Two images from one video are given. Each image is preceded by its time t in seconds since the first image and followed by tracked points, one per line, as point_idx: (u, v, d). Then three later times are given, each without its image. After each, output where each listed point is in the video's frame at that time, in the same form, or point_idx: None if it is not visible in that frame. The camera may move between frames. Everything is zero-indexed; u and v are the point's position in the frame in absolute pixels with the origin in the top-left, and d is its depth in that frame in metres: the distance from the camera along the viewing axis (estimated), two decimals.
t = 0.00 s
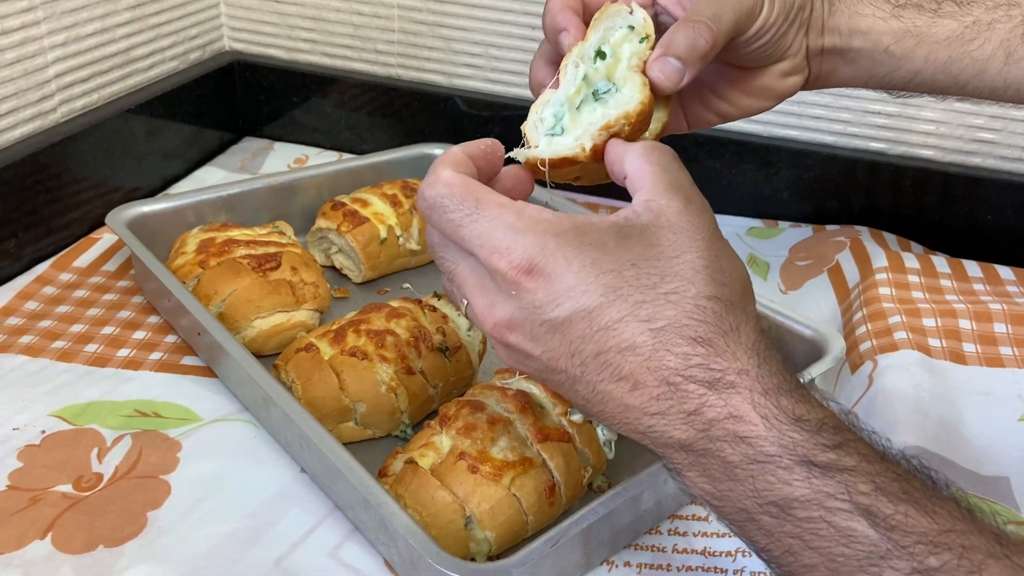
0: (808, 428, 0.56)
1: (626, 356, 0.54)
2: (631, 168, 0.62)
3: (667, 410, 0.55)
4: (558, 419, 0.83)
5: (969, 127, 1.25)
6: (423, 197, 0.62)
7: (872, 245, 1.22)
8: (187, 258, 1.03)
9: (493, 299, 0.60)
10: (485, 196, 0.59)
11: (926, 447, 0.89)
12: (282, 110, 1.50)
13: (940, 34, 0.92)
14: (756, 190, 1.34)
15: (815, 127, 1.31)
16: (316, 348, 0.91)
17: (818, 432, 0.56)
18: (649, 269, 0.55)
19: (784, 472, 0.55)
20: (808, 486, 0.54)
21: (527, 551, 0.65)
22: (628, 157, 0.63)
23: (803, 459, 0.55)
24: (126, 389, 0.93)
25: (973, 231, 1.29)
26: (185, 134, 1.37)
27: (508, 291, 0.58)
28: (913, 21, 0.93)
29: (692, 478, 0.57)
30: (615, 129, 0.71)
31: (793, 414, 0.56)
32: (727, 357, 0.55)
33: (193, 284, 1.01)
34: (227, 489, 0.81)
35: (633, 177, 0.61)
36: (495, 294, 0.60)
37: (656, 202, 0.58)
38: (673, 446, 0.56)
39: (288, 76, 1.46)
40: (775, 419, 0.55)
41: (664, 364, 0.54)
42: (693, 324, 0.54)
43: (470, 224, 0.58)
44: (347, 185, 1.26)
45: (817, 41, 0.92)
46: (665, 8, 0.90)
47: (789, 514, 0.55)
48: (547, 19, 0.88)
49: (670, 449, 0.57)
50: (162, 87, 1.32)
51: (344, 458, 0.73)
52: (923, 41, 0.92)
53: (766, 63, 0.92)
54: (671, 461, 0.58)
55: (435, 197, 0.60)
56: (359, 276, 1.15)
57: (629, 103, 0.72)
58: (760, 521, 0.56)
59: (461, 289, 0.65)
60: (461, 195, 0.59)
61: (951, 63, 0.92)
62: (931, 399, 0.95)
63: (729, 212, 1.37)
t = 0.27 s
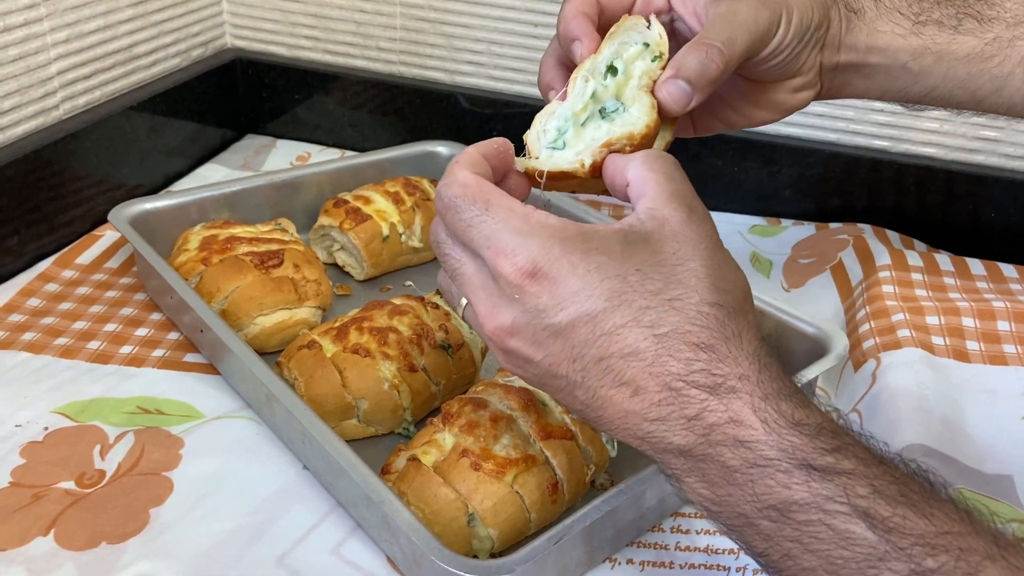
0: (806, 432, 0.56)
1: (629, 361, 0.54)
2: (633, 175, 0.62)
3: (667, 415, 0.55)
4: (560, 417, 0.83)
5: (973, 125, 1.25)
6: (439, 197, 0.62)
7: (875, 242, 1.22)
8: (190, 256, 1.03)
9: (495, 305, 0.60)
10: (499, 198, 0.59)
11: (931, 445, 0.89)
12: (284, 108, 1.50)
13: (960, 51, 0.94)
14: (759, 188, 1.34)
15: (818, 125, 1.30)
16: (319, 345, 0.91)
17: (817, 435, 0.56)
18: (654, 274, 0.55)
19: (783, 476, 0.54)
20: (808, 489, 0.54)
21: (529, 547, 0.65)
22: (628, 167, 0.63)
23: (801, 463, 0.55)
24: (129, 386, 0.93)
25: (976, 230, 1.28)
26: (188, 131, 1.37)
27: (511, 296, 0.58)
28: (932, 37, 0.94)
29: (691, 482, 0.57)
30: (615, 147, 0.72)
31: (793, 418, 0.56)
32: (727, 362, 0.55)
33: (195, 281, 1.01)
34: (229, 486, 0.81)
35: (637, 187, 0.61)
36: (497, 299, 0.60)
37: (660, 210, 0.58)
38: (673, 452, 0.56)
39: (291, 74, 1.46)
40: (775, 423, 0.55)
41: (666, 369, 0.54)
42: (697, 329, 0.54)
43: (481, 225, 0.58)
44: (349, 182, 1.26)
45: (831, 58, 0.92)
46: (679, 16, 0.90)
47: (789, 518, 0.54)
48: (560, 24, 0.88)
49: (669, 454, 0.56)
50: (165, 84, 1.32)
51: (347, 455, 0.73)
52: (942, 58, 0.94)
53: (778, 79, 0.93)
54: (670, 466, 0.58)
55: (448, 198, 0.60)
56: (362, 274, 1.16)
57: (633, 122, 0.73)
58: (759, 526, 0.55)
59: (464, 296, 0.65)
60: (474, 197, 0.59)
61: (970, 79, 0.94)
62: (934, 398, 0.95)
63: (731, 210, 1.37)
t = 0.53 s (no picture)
0: (799, 431, 0.56)
1: (632, 364, 0.54)
2: (650, 179, 0.62)
3: (665, 418, 0.54)
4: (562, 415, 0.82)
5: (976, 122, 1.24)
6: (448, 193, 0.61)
7: (878, 240, 1.22)
8: (191, 253, 1.02)
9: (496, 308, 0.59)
10: (510, 197, 0.59)
11: (933, 444, 0.89)
12: (286, 105, 1.50)
13: (973, 66, 0.94)
14: (762, 185, 1.34)
15: (821, 122, 1.30)
16: (320, 343, 0.90)
17: (810, 434, 0.56)
18: (657, 281, 0.55)
19: (777, 474, 0.54)
20: (801, 487, 0.54)
21: (530, 546, 0.65)
22: (644, 171, 0.63)
23: (794, 461, 0.54)
24: (131, 383, 0.93)
25: (979, 228, 1.28)
26: (189, 128, 1.37)
27: (516, 295, 0.57)
28: (946, 52, 0.94)
29: (684, 485, 0.56)
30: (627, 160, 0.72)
31: (787, 418, 0.56)
32: (726, 367, 0.55)
33: (197, 279, 1.01)
34: (229, 484, 0.81)
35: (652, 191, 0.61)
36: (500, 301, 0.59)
37: (673, 216, 0.58)
38: (668, 453, 0.56)
39: (293, 71, 1.46)
40: (770, 424, 0.55)
41: (667, 372, 0.54)
42: (699, 333, 0.54)
43: (492, 223, 0.58)
44: (351, 179, 1.26)
45: (842, 74, 0.93)
46: (689, 29, 0.89)
47: (782, 515, 0.54)
48: (571, 33, 0.88)
49: (664, 456, 0.56)
50: (167, 81, 1.31)
51: (349, 454, 0.73)
52: (954, 74, 0.94)
53: (787, 95, 0.93)
54: (664, 468, 0.57)
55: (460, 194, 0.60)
56: (363, 271, 1.15)
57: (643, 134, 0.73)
58: (752, 525, 0.55)
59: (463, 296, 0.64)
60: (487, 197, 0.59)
61: (982, 96, 0.94)
62: (936, 396, 0.94)
63: (734, 207, 1.37)
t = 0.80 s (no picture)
0: (819, 428, 0.59)
1: (663, 379, 0.56)
2: (648, 186, 0.62)
3: (694, 426, 0.57)
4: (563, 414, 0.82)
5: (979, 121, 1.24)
6: (456, 220, 0.59)
7: (880, 239, 1.22)
8: (192, 251, 1.02)
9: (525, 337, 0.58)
10: (522, 227, 0.57)
11: (935, 444, 0.89)
12: (286, 103, 1.49)
13: (980, 89, 0.96)
14: (764, 184, 1.33)
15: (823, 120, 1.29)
16: (321, 342, 0.90)
17: (829, 433, 0.59)
18: (679, 294, 0.56)
19: (797, 472, 0.57)
20: (819, 484, 0.56)
21: (531, 546, 0.65)
22: (639, 183, 0.63)
23: (814, 459, 0.57)
24: (131, 381, 0.93)
25: (981, 227, 1.28)
26: (190, 126, 1.37)
27: (537, 323, 0.56)
28: (952, 75, 0.96)
29: (708, 487, 0.59)
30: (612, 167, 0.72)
31: (805, 417, 0.59)
32: (749, 370, 0.57)
33: (197, 277, 1.01)
34: (230, 482, 0.81)
35: (649, 203, 0.61)
36: (528, 332, 0.57)
37: (679, 224, 0.59)
38: (695, 457, 0.58)
39: (293, 68, 1.45)
40: (788, 422, 0.57)
41: (694, 382, 0.56)
42: (720, 339, 0.57)
43: (506, 255, 0.56)
44: (351, 178, 1.25)
45: (845, 97, 0.95)
46: (691, 42, 0.90)
47: (802, 513, 0.56)
48: (571, 40, 0.88)
49: (690, 461, 0.58)
50: (167, 79, 1.31)
51: (349, 453, 0.72)
52: (961, 96, 0.96)
53: (786, 115, 0.96)
54: (688, 471, 0.59)
55: (471, 229, 0.58)
56: (364, 269, 1.15)
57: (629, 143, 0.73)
58: (774, 522, 0.57)
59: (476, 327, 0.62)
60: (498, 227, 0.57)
61: (989, 119, 0.96)
62: (939, 395, 0.94)
63: (735, 205, 1.36)
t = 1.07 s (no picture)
0: (841, 426, 0.60)
1: (686, 381, 0.57)
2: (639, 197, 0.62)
3: (718, 427, 0.58)
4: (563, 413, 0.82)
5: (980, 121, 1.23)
6: (472, 224, 0.58)
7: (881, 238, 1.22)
8: (192, 250, 1.02)
9: (538, 344, 0.56)
10: (541, 230, 0.56)
11: (936, 444, 0.89)
12: (287, 101, 1.49)
13: (988, 101, 0.96)
14: (765, 182, 1.33)
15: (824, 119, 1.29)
16: (321, 340, 0.90)
17: (850, 432, 0.61)
18: (695, 294, 0.57)
19: (820, 471, 0.58)
20: (842, 484, 0.58)
21: (531, 545, 0.65)
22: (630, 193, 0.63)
23: (837, 458, 0.59)
24: (131, 380, 0.93)
25: (982, 225, 1.27)
26: (190, 125, 1.37)
27: (557, 330, 0.55)
28: (959, 87, 0.96)
29: (730, 488, 0.61)
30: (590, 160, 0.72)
31: (827, 415, 0.60)
32: (770, 369, 0.59)
33: (197, 276, 1.01)
34: (230, 481, 0.81)
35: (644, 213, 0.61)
36: (544, 339, 0.56)
37: (679, 231, 0.59)
38: (718, 458, 0.59)
39: (294, 66, 1.45)
40: (811, 421, 0.59)
41: (718, 382, 0.57)
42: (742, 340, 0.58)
43: (527, 257, 0.55)
44: (352, 176, 1.25)
45: (850, 107, 0.96)
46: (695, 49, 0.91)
47: (824, 513, 0.58)
48: (573, 40, 0.93)
49: (713, 462, 0.60)
50: (168, 78, 1.31)
51: (349, 453, 0.72)
52: (969, 108, 0.96)
53: (790, 123, 0.97)
54: (710, 474, 0.61)
55: (492, 230, 0.56)
56: (364, 268, 1.15)
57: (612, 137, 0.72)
58: (796, 523, 0.59)
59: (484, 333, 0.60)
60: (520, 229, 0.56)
61: (999, 131, 0.96)
62: (940, 395, 0.94)
63: (736, 204, 1.36)
